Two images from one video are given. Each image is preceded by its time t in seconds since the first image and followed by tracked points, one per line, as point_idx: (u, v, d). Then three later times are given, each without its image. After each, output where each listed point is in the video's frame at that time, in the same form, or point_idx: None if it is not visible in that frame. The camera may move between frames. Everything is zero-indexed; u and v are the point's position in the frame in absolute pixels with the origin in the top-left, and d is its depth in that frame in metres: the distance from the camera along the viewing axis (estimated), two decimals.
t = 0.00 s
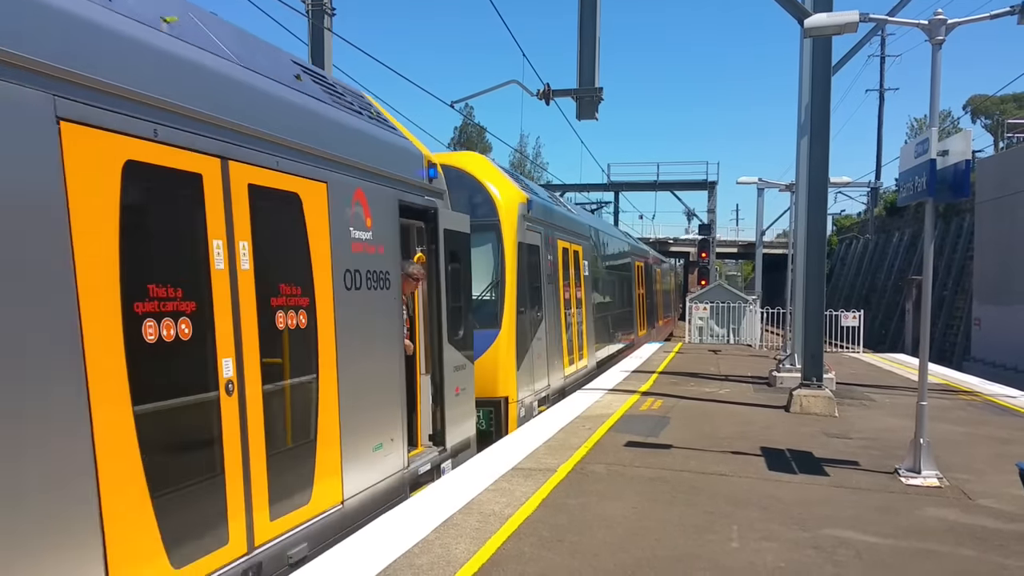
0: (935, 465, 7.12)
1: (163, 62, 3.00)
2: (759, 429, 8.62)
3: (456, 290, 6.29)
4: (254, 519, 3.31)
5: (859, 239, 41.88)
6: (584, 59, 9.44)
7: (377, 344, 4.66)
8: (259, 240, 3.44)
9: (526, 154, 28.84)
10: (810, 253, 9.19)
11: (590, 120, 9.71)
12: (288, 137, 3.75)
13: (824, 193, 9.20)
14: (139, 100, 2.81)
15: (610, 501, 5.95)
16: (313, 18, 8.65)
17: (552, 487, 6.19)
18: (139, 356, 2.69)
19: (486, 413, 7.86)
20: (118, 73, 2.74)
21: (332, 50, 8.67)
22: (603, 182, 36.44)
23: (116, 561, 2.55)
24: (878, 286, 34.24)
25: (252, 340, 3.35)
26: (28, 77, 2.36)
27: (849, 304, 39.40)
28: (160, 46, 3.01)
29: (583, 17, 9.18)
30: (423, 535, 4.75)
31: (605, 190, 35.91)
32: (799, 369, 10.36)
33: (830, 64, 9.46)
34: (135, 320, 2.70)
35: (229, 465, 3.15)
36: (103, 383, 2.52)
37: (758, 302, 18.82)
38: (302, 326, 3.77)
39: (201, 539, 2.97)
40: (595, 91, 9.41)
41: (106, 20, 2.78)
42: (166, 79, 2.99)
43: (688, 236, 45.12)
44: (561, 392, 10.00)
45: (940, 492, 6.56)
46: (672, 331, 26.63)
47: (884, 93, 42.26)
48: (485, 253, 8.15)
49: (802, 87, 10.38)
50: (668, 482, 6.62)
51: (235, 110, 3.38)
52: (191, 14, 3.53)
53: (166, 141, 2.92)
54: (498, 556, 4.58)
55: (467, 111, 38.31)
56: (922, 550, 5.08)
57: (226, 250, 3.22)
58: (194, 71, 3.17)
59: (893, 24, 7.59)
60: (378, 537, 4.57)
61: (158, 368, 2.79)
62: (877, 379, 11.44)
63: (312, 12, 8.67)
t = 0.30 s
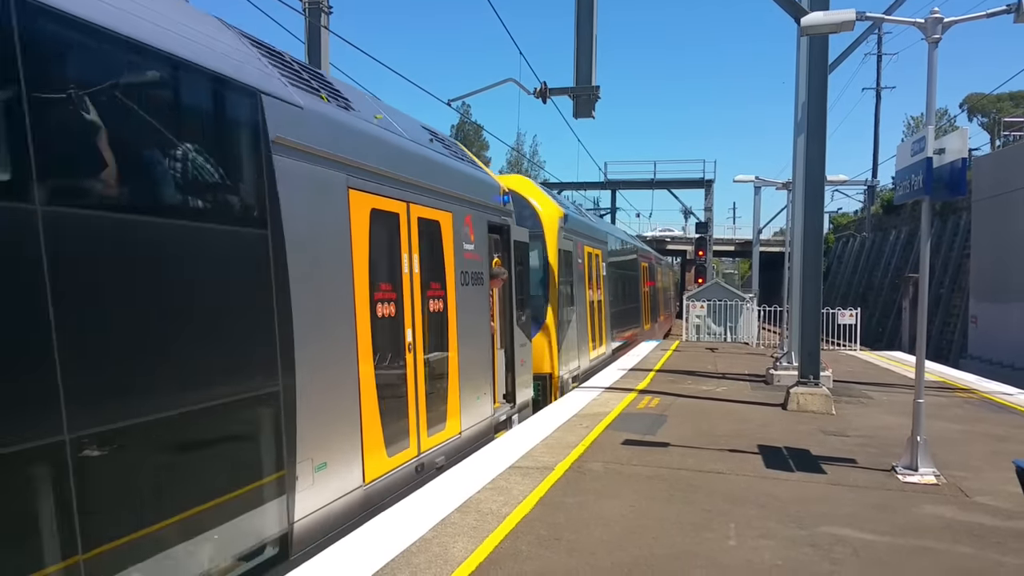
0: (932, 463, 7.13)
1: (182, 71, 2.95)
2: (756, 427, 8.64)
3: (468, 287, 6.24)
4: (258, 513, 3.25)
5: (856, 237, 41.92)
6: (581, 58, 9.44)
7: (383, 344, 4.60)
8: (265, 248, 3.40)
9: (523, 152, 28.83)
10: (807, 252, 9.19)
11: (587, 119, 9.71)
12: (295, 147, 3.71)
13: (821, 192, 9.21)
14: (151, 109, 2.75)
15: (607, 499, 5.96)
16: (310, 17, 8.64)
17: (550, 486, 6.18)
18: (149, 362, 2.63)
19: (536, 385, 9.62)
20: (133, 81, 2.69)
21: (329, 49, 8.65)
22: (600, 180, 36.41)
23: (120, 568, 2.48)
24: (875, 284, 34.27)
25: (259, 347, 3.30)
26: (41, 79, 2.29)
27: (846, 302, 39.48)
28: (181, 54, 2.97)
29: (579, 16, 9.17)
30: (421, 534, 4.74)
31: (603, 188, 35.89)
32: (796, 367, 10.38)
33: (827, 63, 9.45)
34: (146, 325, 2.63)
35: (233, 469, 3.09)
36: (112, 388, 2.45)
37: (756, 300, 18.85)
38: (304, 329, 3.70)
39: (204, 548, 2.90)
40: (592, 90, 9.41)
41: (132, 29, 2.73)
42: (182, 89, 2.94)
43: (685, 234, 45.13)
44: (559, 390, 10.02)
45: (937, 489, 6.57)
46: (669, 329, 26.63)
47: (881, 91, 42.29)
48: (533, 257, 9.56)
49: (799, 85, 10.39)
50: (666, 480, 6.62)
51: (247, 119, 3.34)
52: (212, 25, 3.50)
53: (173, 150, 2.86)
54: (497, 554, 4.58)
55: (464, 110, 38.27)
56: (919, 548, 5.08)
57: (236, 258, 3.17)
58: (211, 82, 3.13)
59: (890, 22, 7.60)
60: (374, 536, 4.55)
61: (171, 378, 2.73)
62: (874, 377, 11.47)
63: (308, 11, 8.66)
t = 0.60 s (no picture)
0: (930, 461, 7.14)
1: (183, 74, 2.94)
2: (755, 425, 8.65)
3: (458, 282, 6.24)
4: (257, 515, 3.24)
5: (854, 236, 41.96)
6: (579, 58, 9.44)
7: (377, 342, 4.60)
8: (265, 250, 3.40)
9: (521, 151, 28.81)
10: (806, 251, 9.20)
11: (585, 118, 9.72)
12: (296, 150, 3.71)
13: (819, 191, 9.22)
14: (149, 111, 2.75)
15: (607, 498, 5.96)
16: (308, 17, 8.64)
17: (549, 485, 6.18)
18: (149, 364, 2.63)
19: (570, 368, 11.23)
20: (131, 84, 2.68)
21: (327, 49, 8.65)
22: (599, 179, 36.40)
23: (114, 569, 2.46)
24: (873, 282, 34.31)
25: (258, 349, 3.30)
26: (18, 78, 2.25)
27: (845, 300, 39.49)
28: (183, 57, 2.96)
29: (577, 16, 9.18)
30: (420, 534, 4.73)
31: (601, 187, 35.89)
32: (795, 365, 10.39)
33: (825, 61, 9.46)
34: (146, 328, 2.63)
35: (232, 471, 3.07)
36: (109, 391, 2.45)
37: (755, 298, 18.87)
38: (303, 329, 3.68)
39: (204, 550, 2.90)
40: (590, 89, 9.41)
41: (132, 32, 2.72)
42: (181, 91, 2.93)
43: (683, 233, 45.14)
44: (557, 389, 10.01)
45: (935, 487, 6.58)
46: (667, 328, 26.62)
47: (878, 89, 42.30)
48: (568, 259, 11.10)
49: (797, 84, 10.40)
50: (665, 479, 6.62)
51: (247, 122, 3.34)
52: (217, 26, 3.49)
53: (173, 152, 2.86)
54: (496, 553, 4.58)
55: (461, 110, 38.23)
56: (918, 546, 5.09)
57: (236, 260, 3.18)
58: (213, 85, 3.12)
59: (887, 21, 7.61)
60: (373, 537, 4.55)
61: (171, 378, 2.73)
62: (873, 375, 11.48)
63: (307, 11, 8.67)
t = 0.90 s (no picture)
0: (929, 461, 7.13)
1: (180, 70, 2.91)
2: (753, 425, 8.64)
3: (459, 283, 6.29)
4: (255, 516, 3.23)
5: (852, 236, 41.97)
6: (578, 58, 9.43)
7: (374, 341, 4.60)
8: (267, 250, 3.39)
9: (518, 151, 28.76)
10: (805, 252, 9.18)
11: (584, 118, 9.72)
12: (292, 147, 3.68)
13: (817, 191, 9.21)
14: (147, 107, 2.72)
15: (606, 498, 5.95)
16: (306, 17, 8.64)
17: (547, 485, 6.18)
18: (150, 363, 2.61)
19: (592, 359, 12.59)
20: (132, 84, 2.67)
21: (326, 49, 8.65)
22: (597, 179, 36.34)
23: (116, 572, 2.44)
24: (871, 282, 34.30)
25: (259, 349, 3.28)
26: (20, 73, 2.22)
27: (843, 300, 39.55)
28: (180, 54, 2.93)
29: (576, 16, 9.17)
30: (417, 534, 4.73)
31: (600, 187, 35.84)
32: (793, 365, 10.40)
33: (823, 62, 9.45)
34: (146, 327, 2.61)
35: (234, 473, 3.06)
36: (111, 392, 2.43)
37: (753, 298, 18.88)
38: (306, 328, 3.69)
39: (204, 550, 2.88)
40: (589, 89, 9.41)
41: (131, 31, 2.71)
42: (181, 90, 2.91)
43: (682, 234, 45.13)
44: (555, 389, 10.00)
45: (933, 487, 6.59)
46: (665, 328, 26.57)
47: (876, 89, 42.32)
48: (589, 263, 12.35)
49: (795, 83, 10.40)
50: (663, 479, 6.62)
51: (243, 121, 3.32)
52: (215, 26, 3.47)
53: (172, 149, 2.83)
54: (495, 554, 4.58)
55: (460, 109, 38.18)
56: (916, 545, 5.09)
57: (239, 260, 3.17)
58: (210, 83, 3.09)
59: (885, 21, 7.61)
60: (370, 537, 4.55)
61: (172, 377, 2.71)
62: (870, 375, 11.48)
63: (305, 11, 8.66)
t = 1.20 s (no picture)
0: (926, 461, 7.13)
1: (187, 70, 2.87)
2: (751, 425, 8.64)
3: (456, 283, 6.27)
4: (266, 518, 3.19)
5: (849, 236, 41.99)
6: (575, 58, 9.44)
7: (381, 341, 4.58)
8: (277, 250, 3.35)
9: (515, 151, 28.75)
10: (801, 251, 9.15)
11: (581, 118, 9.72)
12: (308, 146, 3.64)
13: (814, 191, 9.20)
14: (160, 107, 2.68)
15: (604, 498, 5.95)
16: (304, 17, 8.64)
17: (545, 485, 6.17)
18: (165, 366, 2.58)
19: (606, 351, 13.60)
20: (142, 85, 2.63)
21: (323, 49, 8.66)
22: (595, 179, 36.32)
23: None
24: (868, 283, 34.33)
25: (270, 349, 3.25)
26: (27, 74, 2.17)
27: (841, 300, 39.56)
28: (185, 54, 2.89)
29: (573, 16, 9.17)
30: (416, 534, 4.73)
31: (598, 187, 35.82)
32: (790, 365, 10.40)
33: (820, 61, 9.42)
34: (152, 332, 2.57)
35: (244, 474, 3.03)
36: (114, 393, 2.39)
37: (750, 298, 18.89)
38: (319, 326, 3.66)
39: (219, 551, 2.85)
40: (586, 89, 9.41)
41: (134, 32, 2.67)
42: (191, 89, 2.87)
43: (680, 234, 45.15)
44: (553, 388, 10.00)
45: (931, 487, 6.58)
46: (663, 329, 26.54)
47: (873, 89, 42.35)
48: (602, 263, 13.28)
49: (793, 83, 10.40)
50: (661, 479, 6.62)
51: (260, 120, 3.28)
52: (209, 28, 3.44)
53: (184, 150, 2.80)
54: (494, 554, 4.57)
55: (457, 110, 38.21)
56: (913, 545, 5.09)
57: (248, 259, 3.13)
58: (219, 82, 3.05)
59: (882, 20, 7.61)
60: (370, 538, 4.54)
61: (179, 380, 2.68)
62: (868, 374, 11.48)
63: (302, 11, 8.67)
